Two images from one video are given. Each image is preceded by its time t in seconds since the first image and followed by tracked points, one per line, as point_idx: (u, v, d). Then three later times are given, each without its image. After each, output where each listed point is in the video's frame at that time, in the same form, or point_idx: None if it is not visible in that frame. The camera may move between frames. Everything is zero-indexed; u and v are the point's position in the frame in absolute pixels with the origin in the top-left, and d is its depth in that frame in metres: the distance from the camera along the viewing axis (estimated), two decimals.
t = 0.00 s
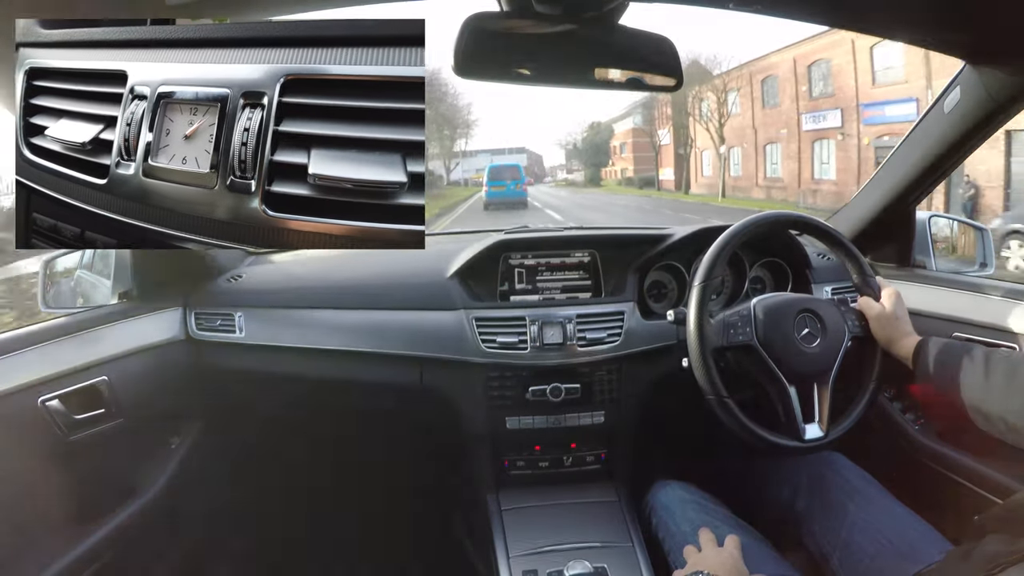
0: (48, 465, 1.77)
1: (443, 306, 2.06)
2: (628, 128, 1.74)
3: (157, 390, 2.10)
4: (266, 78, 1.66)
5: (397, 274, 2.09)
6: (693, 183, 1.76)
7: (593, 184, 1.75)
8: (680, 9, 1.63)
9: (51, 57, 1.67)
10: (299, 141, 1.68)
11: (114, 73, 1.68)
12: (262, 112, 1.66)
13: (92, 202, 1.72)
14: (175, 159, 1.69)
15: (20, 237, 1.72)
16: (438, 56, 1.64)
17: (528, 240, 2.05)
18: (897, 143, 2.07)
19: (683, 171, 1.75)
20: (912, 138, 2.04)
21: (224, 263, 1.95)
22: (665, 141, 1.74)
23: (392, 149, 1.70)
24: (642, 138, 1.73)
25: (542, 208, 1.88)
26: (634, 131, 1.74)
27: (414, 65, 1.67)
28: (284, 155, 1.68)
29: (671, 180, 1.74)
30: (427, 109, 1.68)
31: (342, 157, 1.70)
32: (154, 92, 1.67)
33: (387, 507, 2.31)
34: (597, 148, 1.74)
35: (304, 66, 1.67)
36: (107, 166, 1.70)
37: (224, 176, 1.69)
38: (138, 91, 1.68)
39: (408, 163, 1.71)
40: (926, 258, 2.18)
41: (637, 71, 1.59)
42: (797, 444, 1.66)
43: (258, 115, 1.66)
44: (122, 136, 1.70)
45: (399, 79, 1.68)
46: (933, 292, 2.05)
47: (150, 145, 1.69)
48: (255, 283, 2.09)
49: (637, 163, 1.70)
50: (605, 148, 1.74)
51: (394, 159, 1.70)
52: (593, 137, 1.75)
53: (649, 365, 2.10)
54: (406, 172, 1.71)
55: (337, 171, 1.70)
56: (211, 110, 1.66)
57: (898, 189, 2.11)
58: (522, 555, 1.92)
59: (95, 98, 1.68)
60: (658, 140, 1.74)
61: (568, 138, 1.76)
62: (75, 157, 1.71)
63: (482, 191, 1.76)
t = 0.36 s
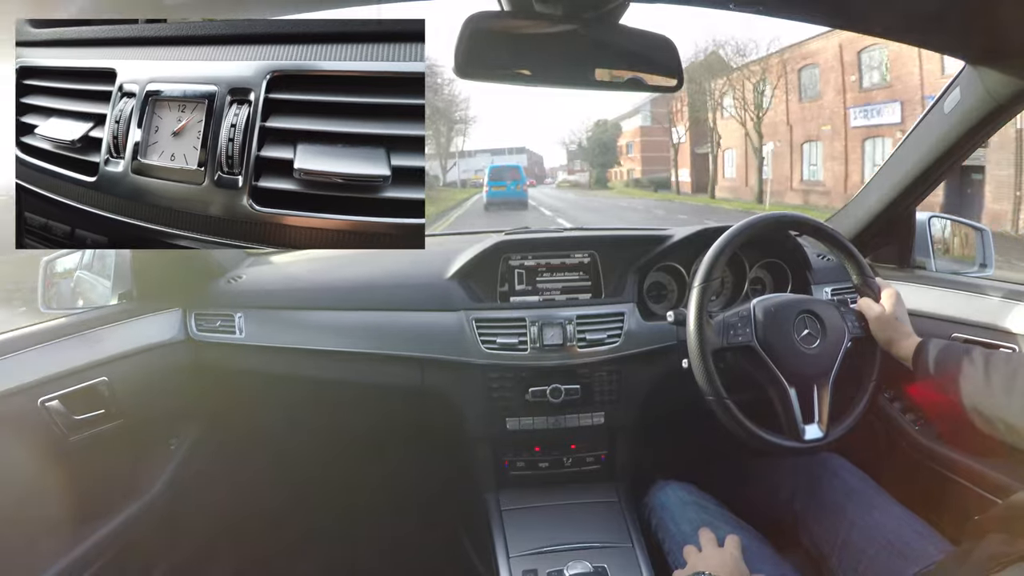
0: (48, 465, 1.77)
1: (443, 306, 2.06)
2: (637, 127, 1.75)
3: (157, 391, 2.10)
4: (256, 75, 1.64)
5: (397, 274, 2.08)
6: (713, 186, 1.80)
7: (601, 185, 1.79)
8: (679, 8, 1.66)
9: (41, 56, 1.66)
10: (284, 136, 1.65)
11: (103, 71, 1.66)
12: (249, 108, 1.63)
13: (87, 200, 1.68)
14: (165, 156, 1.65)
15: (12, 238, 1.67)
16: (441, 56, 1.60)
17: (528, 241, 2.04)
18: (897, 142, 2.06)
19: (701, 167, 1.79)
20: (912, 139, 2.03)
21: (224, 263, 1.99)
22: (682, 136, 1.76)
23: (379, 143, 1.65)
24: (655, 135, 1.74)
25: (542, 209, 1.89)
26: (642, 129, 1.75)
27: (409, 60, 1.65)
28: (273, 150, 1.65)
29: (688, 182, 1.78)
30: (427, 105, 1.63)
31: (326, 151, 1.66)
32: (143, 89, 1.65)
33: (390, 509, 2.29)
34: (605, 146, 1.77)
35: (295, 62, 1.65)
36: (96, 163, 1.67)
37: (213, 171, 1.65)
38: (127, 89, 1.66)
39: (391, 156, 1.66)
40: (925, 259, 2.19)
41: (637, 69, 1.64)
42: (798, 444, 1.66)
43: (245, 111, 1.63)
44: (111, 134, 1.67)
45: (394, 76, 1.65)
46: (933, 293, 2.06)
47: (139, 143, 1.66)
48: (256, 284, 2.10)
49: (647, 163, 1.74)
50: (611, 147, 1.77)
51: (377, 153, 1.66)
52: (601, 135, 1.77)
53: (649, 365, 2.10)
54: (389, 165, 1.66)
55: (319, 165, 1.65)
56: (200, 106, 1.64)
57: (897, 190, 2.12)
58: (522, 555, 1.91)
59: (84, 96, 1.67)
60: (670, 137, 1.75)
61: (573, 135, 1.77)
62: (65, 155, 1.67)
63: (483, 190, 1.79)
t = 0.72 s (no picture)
0: (48, 465, 1.76)
1: (443, 306, 2.06)
2: (645, 125, 1.74)
3: (156, 391, 2.10)
4: (246, 74, 1.62)
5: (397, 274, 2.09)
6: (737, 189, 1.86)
7: (607, 186, 1.83)
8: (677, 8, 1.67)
9: (33, 57, 1.66)
10: (271, 134, 1.62)
11: (91, 71, 1.65)
12: (236, 106, 1.61)
13: (74, 201, 1.67)
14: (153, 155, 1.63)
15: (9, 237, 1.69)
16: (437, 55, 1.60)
17: (528, 240, 2.05)
18: (898, 144, 2.06)
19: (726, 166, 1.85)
20: (911, 139, 2.04)
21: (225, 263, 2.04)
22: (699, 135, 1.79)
23: (375, 140, 1.63)
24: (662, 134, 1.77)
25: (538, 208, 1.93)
26: (649, 128, 1.75)
27: (405, 58, 1.65)
28: (259, 147, 1.62)
29: (706, 185, 1.83)
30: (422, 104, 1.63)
31: (311, 148, 1.63)
32: (131, 88, 1.63)
33: (390, 509, 2.29)
34: (612, 146, 1.78)
35: (286, 62, 1.63)
36: (83, 163, 1.65)
37: (200, 168, 1.63)
38: (114, 88, 1.64)
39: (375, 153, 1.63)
40: (925, 259, 2.20)
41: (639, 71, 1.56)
42: (798, 444, 1.66)
43: (232, 109, 1.62)
44: (98, 133, 1.65)
45: (387, 73, 1.64)
46: (934, 293, 2.06)
47: (127, 143, 1.64)
48: (255, 285, 2.12)
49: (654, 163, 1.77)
50: (618, 146, 1.79)
51: (361, 149, 1.62)
52: (608, 135, 1.78)
53: (649, 365, 2.10)
54: (372, 161, 1.63)
55: (304, 162, 1.62)
56: (187, 105, 1.62)
57: (896, 190, 2.11)
58: (522, 555, 1.91)
59: (73, 95, 1.65)
60: (679, 132, 1.78)
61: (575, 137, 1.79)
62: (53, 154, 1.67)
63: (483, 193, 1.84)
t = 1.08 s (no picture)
0: (47, 465, 1.76)
1: (443, 307, 2.06)
2: (654, 120, 1.74)
3: (156, 392, 2.10)
4: (232, 74, 1.63)
5: (395, 275, 2.09)
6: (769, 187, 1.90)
7: (615, 186, 1.80)
8: (676, 7, 1.68)
9: (19, 58, 1.65)
10: (254, 134, 1.63)
11: (77, 71, 1.66)
12: (219, 106, 1.62)
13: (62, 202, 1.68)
14: (137, 154, 1.64)
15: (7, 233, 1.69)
16: (438, 54, 1.61)
17: (528, 241, 2.05)
18: (897, 143, 2.07)
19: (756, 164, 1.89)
20: (911, 139, 2.04)
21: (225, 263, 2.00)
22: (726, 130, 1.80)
23: (378, 142, 1.65)
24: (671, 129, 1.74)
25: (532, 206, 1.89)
26: (659, 122, 1.74)
27: (404, 58, 1.66)
28: (244, 147, 1.63)
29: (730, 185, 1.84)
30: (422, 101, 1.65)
31: (295, 148, 1.64)
32: (116, 89, 1.64)
33: (389, 510, 2.29)
34: (620, 142, 1.76)
35: (279, 62, 1.64)
36: (70, 163, 1.67)
37: (184, 168, 1.64)
38: (100, 89, 1.65)
39: (356, 151, 1.65)
40: (925, 259, 2.20)
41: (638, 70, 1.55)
42: (798, 444, 1.66)
43: (216, 109, 1.62)
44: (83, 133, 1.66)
45: (388, 73, 1.65)
46: (935, 293, 2.05)
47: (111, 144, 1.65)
48: (257, 285, 2.11)
49: (665, 160, 1.73)
50: (628, 141, 1.76)
51: (342, 148, 1.64)
52: (613, 131, 1.76)
53: (648, 365, 2.10)
54: (355, 160, 1.65)
55: (289, 161, 1.63)
56: (171, 104, 1.63)
57: (896, 191, 2.12)
58: (522, 555, 1.91)
59: (62, 96, 1.66)
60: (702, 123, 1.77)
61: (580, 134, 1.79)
62: (40, 155, 1.68)
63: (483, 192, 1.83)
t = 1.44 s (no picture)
0: (48, 464, 1.76)
1: (443, 307, 2.06)
2: (666, 116, 1.74)
3: (156, 393, 2.10)
4: (221, 75, 1.62)
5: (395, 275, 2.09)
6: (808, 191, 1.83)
7: (625, 186, 1.80)
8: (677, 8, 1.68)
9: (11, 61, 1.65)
10: (241, 134, 1.63)
11: (65, 73, 1.65)
12: (206, 107, 1.62)
13: (54, 204, 1.69)
14: (124, 155, 1.65)
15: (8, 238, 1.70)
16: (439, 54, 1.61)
17: (528, 241, 2.05)
18: (897, 142, 2.06)
19: (792, 162, 1.79)
20: (912, 138, 2.04)
21: (224, 263, 1.98)
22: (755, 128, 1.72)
23: (372, 140, 1.66)
24: (684, 125, 1.74)
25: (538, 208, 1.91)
26: (671, 118, 1.74)
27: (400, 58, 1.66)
28: (231, 148, 1.63)
29: (760, 187, 1.76)
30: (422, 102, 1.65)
31: (282, 148, 1.64)
32: (104, 90, 1.64)
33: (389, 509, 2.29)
34: (631, 138, 1.76)
35: (271, 62, 1.64)
36: (59, 165, 1.67)
37: (171, 169, 1.64)
38: (89, 90, 1.65)
39: (340, 151, 1.64)
40: (925, 259, 2.15)
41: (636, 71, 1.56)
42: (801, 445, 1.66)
43: (202, 110, 1.62)
44: (72, 135, 1.66)
45: (385, 73, 1.65)
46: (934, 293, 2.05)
47: (99, 146, 1.65)
48: (255, 285, 2.11)
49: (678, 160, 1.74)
50: (640, 138, 1.75)
51: (326, 148, 1.64)
52: (625, 127, 1.76)
53: (648, 365, 2.10)
54: (338, 159, 1.64)
55: (274, 161, 1.63)
56: (159, 106, 1.63)
57: (897, 190, 2.12)
58: (522, 554, 1.91)
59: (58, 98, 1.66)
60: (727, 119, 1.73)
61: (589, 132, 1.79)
62: (29, 156, 1.69)
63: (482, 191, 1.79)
